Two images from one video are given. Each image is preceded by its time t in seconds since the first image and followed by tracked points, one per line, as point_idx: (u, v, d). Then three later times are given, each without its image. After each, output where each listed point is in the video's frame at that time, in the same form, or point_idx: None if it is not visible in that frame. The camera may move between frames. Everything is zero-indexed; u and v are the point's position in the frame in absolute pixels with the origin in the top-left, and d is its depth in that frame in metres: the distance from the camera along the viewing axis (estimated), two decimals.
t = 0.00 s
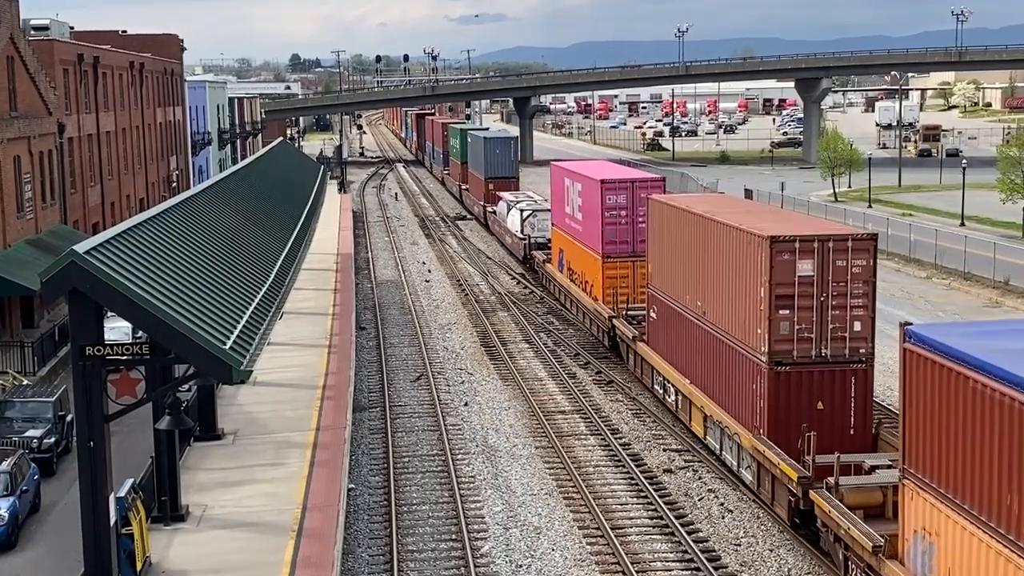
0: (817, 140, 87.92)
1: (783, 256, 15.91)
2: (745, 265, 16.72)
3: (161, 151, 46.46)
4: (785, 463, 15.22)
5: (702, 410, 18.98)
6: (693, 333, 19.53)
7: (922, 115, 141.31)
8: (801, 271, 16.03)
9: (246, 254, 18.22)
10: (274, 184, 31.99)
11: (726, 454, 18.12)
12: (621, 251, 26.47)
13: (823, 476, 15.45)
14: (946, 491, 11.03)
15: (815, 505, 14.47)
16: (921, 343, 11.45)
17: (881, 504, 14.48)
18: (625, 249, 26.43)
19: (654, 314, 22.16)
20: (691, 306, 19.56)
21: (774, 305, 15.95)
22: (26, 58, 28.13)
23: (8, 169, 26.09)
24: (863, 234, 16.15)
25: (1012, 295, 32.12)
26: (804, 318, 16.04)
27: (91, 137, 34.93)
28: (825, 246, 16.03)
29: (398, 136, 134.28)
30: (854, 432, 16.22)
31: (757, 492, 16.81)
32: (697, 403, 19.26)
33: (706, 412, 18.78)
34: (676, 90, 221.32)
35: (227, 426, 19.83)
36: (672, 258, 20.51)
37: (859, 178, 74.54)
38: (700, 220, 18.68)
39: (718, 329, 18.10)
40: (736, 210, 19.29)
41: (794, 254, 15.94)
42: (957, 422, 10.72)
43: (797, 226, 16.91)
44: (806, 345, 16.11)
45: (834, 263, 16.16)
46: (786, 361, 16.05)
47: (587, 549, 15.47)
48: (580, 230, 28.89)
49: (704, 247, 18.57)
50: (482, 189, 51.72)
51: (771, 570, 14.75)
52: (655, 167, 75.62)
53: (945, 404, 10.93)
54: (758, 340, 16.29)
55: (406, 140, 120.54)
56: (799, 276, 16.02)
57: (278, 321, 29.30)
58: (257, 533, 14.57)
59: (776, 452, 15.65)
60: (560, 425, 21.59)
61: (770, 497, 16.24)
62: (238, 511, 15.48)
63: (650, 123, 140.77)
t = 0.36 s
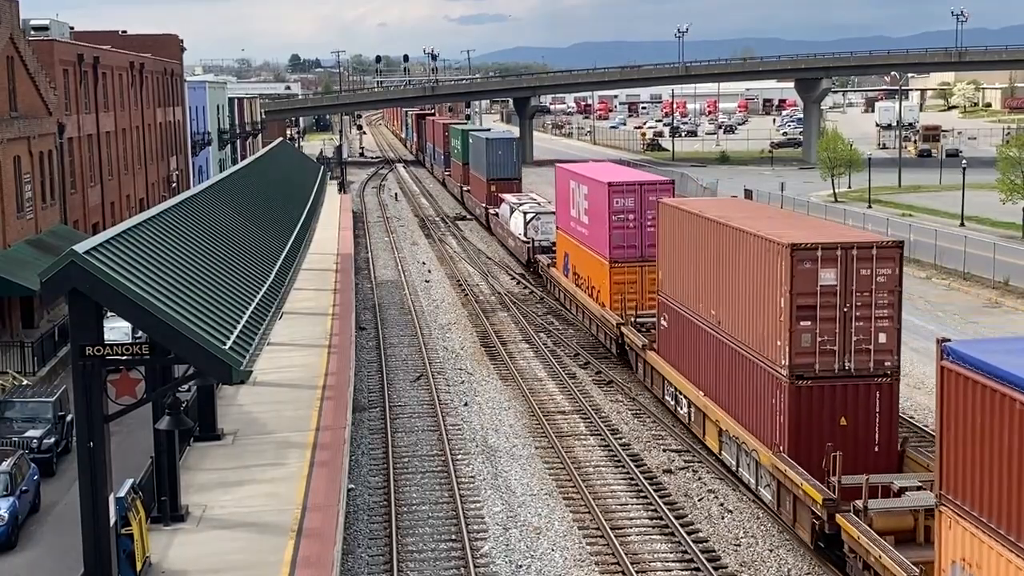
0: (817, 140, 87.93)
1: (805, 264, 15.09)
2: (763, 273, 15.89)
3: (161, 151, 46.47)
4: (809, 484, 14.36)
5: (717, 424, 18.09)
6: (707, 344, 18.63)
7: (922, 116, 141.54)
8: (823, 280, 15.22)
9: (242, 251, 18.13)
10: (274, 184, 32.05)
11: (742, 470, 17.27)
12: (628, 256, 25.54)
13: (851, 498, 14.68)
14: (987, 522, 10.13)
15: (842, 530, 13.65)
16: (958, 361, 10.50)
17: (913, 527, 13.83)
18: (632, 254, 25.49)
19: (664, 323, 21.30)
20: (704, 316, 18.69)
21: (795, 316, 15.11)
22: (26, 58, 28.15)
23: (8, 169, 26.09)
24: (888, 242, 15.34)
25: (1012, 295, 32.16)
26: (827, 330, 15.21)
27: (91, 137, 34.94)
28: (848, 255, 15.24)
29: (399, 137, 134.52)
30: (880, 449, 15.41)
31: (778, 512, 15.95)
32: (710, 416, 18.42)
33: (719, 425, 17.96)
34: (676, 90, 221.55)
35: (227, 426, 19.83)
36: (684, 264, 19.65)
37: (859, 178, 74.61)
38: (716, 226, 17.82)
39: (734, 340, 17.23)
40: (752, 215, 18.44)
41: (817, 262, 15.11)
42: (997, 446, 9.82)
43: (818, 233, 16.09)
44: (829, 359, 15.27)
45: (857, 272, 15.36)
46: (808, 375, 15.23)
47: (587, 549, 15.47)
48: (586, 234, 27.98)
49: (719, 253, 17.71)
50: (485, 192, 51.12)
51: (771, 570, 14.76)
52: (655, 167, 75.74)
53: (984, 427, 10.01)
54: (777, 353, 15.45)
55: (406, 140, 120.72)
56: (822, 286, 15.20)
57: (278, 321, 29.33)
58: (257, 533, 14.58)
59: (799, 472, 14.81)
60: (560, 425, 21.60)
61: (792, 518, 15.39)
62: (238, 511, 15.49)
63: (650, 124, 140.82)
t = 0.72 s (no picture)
0: (818, 141, 87.95)
1: (831, 274, 14.21)
2: (786, 283, 15.00)
3: (161, 152, 46.51)
4: (837, 509, 13.53)
5: (734, 441, 17.20)
6: (724, 356, 17.72)
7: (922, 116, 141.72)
8: (850, 291, 14.33)
9: (243, 252, 18.20)
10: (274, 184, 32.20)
11: (762, 490, 16.39)
12: (637, 262, 24.56)
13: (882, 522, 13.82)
14: None
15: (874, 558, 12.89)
16: (1011, 384, 10.29)
17: (950, 557, 13.07)
18: (642, 261, 24.52)
19: (676, 332, 20.43)
20: (720, 327, 17.78)
21: (820, 329, 14.24)
22: (26, 59, 28.14)
23: (8, 169, 26.09)
24: (919, 251, 14.46)
25: (1013, 295, 32.17)
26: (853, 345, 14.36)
27: (91, 138, 34.94)
28: (877, 264, 14.37)
29: (399, 137, 134.78)
30: (907, 469, 14.58)
31: (800, 534, 15.13)
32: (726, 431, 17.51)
33: (736, 441, 17.07)
34: (677, 90, 221.82)
35: (227, 426, 19.83)
36: (699, 272, 18.75)
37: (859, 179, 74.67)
38: (733, 232, 16.93)
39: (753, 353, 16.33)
40: (771, 222, 17.56)
41: (844, 273, 14.24)
42: None
43: (843, 241, 15.20)
44: (856, 375, 14.41)
45: (887, 283, 14.47)
46: (834, 392, 14.35)
47: (587, 550, 15.47)
48: (593, 240, 27.06)
49: (738, 262, 16.82)
50: (487, 194, 50.10)
51: (771, 570, 14.77)
52: (655, 167, 75.90)
53: None
54: (801, 369, 14.58)
55: (406, 141, 120.86)
56: (849, 297, 14.31)
57: (278, 321, 29.38)
58: (256, 534, 14.58)
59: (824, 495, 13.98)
60: (561, 426, 21.63)
61: (817, 543, 14.54)
62: (238, 512, 15.50)
63: (649, 124, 140.74)
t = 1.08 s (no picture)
0: (818, 141, 88.02)
1: (858, 286, 13.43)
2: (809, 294, 14.24)
3: (161, 153, 46.55)
4: (866, 534, 12.74)
5: (752, 458, 16.49)
6: (742, 368, 16.95)
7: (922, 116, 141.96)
8: (878, 304, 13.57)
9: (245, 254, 18.34)
10: (274, 185, 32.31)
11: (783, 511, 15.58)
12: (646, 268, 23.64)
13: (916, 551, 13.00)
14: None
15: None
16: None
17: None
18: (651, 267, 23.60)
19: (690, 342, 19.67)
20: (739, 339, 17.01)
21: (847, 342, 13.48)
22: (26, 59, 28.16)
23: (8, 170, 26.10)
24: (952, 260, 13.62)
25: (1012, 296, 32.21)
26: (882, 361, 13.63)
27: (91, 138, 34.94)
28: (906, 275, 13.56)
29: (399, 138, 135.09)
30: (937, 489, 13.87)
31: (822, 558, 14.34)
32: (745, 447, 16.77)
33: (755, 458, 16.33)
34: (677, 90, 222.11)
35: (227, 427, 19.86)
36: (717, 281, 17.95)
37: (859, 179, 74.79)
38: (754, 239, 16.15)
39: (774, 366, 15.61)
40: (792, 228, 16.76)
41: (872, 284, 13.47)
42: None
43: (867, 249, 14.47)
44: (884, 392, 13.70)
45: (917, 294, 13.66)
46: (861, 409, 13.63)
47: (587, 551, 15.48)
48: (600, 243, 26.14)
49: (758, 271, 16.05)
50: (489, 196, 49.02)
51: (771, 570, 14.79)
52: (655, 168, 76.10)
53: None
54: (826, 385, 13.85)
55: (406, 142, 121.04)
56: (877, 309, 13.54)
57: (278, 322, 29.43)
58: (257, 534, 14.61)
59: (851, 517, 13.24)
60: (561, 426, 21.69)
61: (843, 569, 13.72)
62: (238, 512, 15.52)
63: (649, 125, 140.80)
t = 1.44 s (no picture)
0: (818, 141, 87.98)
1: (891, 297, 12.71)
2: (836, 307, 13.49)
3: (162, 153, 46.54)
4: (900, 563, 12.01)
5: (773, 476, 15.68)
6: (761, 382, 16.17)
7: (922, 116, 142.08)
8: (912, 317, 12.82)
9: (247, 254, 18.41)
10: (274, 184, 32.36)
11: (808, 534, 14.72)
12: (657, 274, 22.90)
13: None
14: None
15: None
16: None
17: None
18: (662, 273, 22.86)
19: (704, 352, 18.89)
20: (757, 351, 16.25)
21: (879, 358, 12.76)
22: (26, 59, 28.16)
23: (8, 170, 26.08)
24: (990, 270, 12.91)
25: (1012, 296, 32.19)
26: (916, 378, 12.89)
27: (91, 138, 34.93)
28: (942, 286, 12.87)
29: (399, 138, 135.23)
30: (973, 513, 13.23)
31: None
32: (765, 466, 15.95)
33: (776, 476, 15.53)
34: (677, 90, 222.24)
35: (227, 427, 19.86)
36: (733, 289, 17.17)
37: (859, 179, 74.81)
38: (774, 247, 15.38)
39: (797, 382, 14.79)
40: (814, 235, 16.00)
41: (906, 295, 12.74)
42: None
43: (888, 256, 14.03)
44: (918, 410, 12.99)
45: (952, 307, 12.93)
46: (893, 430, 12.92)
47: (587, 551, 15.48)
48: (608, 249, 25.43)
49: (778, 280, 15.31)
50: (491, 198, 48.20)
51: (771, 570, 14.80)
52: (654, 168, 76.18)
53: None
54: (855, 404, 13.13)
55: (406, 142, 121.21)
56: (910, 323, 12.80)
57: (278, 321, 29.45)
58: (256, 534, 14.60)
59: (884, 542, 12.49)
60: (561, 426, 21.69)
61: None
62: (238, 512, 15.52)
63: (649, 125, 140.89)
